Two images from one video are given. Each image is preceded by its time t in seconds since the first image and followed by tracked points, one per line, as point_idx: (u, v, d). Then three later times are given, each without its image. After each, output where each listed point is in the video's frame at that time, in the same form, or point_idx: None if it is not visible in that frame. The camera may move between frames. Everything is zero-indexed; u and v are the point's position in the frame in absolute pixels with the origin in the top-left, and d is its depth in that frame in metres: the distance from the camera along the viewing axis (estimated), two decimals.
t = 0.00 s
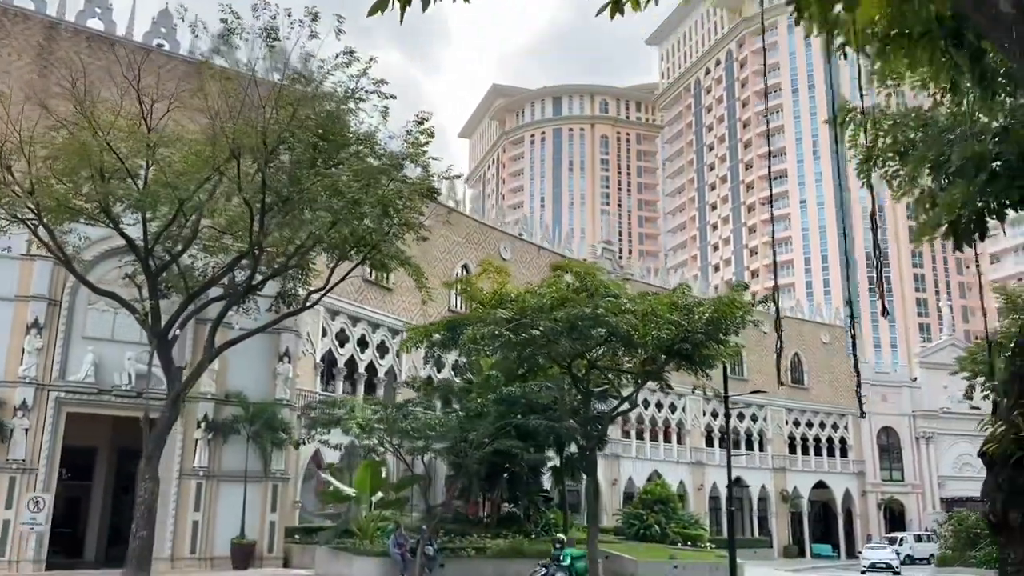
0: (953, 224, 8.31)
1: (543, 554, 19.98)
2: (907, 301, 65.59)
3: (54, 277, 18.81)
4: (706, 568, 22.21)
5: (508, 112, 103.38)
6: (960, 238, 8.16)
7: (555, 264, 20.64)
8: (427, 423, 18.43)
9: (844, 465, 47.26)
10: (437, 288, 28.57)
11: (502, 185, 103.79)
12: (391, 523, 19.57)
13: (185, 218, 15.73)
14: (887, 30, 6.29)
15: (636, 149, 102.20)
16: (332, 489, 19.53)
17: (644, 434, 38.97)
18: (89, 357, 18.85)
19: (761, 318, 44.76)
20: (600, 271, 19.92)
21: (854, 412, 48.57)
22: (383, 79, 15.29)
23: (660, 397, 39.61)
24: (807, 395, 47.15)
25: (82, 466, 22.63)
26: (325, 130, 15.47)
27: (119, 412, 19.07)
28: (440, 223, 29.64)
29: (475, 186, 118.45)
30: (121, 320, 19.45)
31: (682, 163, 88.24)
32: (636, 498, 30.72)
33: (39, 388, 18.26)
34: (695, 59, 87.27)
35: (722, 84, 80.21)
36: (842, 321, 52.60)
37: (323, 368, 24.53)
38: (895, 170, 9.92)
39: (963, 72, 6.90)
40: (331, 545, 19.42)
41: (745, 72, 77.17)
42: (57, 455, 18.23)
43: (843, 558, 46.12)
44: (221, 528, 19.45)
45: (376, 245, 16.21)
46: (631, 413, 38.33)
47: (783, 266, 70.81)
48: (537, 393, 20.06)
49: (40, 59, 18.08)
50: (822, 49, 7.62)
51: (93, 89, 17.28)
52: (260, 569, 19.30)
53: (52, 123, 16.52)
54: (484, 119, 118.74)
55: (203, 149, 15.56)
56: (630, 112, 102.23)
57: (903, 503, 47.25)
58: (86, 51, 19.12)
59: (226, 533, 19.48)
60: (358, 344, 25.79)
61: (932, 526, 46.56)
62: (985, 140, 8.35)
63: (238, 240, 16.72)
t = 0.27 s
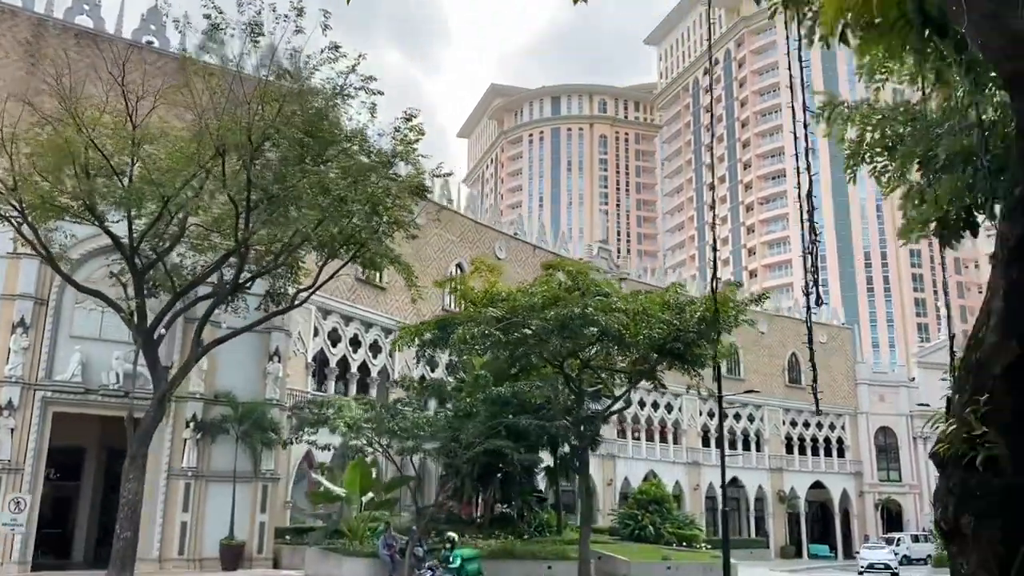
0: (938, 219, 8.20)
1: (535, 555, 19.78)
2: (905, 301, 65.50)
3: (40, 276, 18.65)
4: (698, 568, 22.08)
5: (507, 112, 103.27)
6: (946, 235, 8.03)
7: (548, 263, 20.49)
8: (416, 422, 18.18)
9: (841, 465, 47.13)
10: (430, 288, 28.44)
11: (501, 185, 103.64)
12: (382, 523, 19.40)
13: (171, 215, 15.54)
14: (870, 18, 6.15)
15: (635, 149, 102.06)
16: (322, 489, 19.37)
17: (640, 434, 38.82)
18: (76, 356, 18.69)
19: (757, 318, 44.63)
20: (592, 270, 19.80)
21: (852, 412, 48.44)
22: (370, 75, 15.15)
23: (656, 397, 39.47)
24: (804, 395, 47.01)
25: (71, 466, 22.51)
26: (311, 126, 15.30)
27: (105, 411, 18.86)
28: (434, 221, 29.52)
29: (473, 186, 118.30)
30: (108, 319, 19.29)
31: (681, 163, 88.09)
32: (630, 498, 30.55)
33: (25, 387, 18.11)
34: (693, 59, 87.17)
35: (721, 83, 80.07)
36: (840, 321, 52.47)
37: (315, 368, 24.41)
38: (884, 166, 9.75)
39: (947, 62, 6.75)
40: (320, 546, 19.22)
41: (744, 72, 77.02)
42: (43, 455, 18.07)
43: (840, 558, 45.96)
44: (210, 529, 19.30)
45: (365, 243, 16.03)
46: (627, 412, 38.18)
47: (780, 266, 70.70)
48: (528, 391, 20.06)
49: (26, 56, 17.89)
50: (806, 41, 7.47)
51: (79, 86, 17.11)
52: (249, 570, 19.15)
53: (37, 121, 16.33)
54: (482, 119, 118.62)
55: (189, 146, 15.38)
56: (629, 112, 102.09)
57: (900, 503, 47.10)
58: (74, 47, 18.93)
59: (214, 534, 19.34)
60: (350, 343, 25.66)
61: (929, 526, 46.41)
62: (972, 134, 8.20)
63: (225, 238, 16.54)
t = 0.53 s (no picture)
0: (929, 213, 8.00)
1: (528, 556, 19.53)
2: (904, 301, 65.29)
3: (26, 273, 18.48)
4: (692, 569, 21.88)
5: (505, 111, 103.21)
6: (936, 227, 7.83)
7: (540, 260, 20.31)
8: (404, 421, 17.94)
9: (838, 465, 46.94)
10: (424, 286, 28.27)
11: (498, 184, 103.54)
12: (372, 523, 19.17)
13: (156, 211, 15.37)
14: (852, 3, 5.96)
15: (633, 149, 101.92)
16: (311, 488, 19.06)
17: (635, 433, 38.64)
18: (62, 354, 18.51)
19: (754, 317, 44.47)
20: (585, 268, 19.61)
21: (849, 411, 48.26)
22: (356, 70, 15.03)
23: (652, 397, 39.31)
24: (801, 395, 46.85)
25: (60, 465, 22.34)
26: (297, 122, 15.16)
27: (91, 409, 18.70)
28: (428, 219, 29.35)
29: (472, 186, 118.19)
30: (95, 317, 19.10)
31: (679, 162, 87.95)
32: (625, 498, 30.37)
33: (10, 386, 17.92)
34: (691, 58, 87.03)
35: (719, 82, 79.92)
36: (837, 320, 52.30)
37: (306, 366, 24.22)
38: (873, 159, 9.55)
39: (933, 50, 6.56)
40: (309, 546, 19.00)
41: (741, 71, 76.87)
42: (28, 454, 17.88)
43: (837, 559, 45.76)
44: (198, 529, 19.08)
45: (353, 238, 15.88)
46: (623, 412, 38.01)
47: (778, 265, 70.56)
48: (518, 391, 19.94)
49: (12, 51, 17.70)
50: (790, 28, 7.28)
51: (64, 83, 16.93)
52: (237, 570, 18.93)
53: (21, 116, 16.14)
54: (480, 118, 118.51)
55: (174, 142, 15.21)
56: (627, 112, 101.98)
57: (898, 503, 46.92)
58: (61, 43, 18.71)
59: (203, 534, 19.11)
60: (343, 342, 25.47)
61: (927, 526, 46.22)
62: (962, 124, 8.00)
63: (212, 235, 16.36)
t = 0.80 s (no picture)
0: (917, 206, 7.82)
1: (517, 556, 19.47)
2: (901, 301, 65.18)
3: (11, 271, 18.31)
4: (685, 569, 21.68)
5: (503, 111, 103.09)
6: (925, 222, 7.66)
7: (531, 258, 20.12)
8: (392, 419, 17.77)
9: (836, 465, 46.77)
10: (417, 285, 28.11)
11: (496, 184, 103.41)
12: (361, 524, 18.99)
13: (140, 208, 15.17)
14: None
15: (631, 148, 101.91)
16: (299, 489, 18.94)
17: (631, 433, 38.48)
18: (47, 353, 18.33)
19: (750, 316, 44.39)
20: (577, 266, 19.45)
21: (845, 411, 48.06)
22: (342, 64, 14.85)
23: (648, 396, 39.21)
24: (798, 395, 46.67)
25: (47, 465, 22.19)
26: (283, 118, 15.00)
27: (76, 408, 18.52)
28: (421, 218, 29.19)
29: (470, 186, 118.08)
30: (81, 315, 18.93)
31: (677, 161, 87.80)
32: (620, 498, 30.18)
33: None
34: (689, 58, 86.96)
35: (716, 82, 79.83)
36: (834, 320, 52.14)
37: (297, 365, 24.03)
38: (865, 155, 9.36)
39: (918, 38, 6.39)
40: (297, 547, 18.82)
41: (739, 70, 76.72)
42: (13, 453, 17.70)
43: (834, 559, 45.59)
44: (185, 529, 18.91)
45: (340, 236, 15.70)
46: (618, 412, 37.87)
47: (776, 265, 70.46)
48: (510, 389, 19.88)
49: None
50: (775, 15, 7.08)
51: (49, 79, 16.73)
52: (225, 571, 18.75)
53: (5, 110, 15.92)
54: (477, 118, 118.39)
55: (158, 137, 15.02)
56: (625, 111, 101.96)
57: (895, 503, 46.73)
58: (48, 38, 18.50)
59: (190, 534, 18.95)
60: (334, 341, 25.29)
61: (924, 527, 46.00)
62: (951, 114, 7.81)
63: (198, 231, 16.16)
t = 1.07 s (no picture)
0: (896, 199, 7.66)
1: (506, 555, 19.35)
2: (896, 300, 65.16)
3: None
4: (676, 569, 21.54)
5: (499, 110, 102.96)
6: (905, 216, 7.48)
7: (520, 255, 19.95)
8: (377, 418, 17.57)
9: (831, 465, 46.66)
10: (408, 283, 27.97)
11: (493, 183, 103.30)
12: (348, 523, 18.84)
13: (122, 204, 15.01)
14: None
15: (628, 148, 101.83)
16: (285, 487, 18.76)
17: (625, 432, 38.36)
18: (31, 351, 18.17)
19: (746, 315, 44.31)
20: (565, 263, 19.28)
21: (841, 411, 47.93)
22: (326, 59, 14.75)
23: (642, 396, 39.12)
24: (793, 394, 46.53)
25: (31, 464, 21.89)
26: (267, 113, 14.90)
27: (60, 407, 18.37)
28: (412, 216, 29.05)
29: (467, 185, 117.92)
30: (66, 313, 18.80)
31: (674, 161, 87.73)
32: (613, 498, 30.07)
33: None
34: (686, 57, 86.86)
35: (713, 80, 79.71)
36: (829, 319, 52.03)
37: (285, 363, 23.87)
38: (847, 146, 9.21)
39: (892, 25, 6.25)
40: (283, 546, 18.66)
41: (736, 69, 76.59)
42: None
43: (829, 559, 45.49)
44: (170, 528, 18.74)
45: (324, 230, 15.59)
46: (613, 411, 37.78)
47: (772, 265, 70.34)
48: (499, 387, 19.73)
49: None
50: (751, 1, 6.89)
51: (30, 74, 16.54)
52: (210, 570, 18.57)
53: None
54: (474, 117, 118.25)
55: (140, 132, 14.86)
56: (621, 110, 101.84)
57: (890, 503, 46.61)
58: (31, 32, 18.30)
59: (175, 533, 18.78)
60: (324, 339, 25.13)
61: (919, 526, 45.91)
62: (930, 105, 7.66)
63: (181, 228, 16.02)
